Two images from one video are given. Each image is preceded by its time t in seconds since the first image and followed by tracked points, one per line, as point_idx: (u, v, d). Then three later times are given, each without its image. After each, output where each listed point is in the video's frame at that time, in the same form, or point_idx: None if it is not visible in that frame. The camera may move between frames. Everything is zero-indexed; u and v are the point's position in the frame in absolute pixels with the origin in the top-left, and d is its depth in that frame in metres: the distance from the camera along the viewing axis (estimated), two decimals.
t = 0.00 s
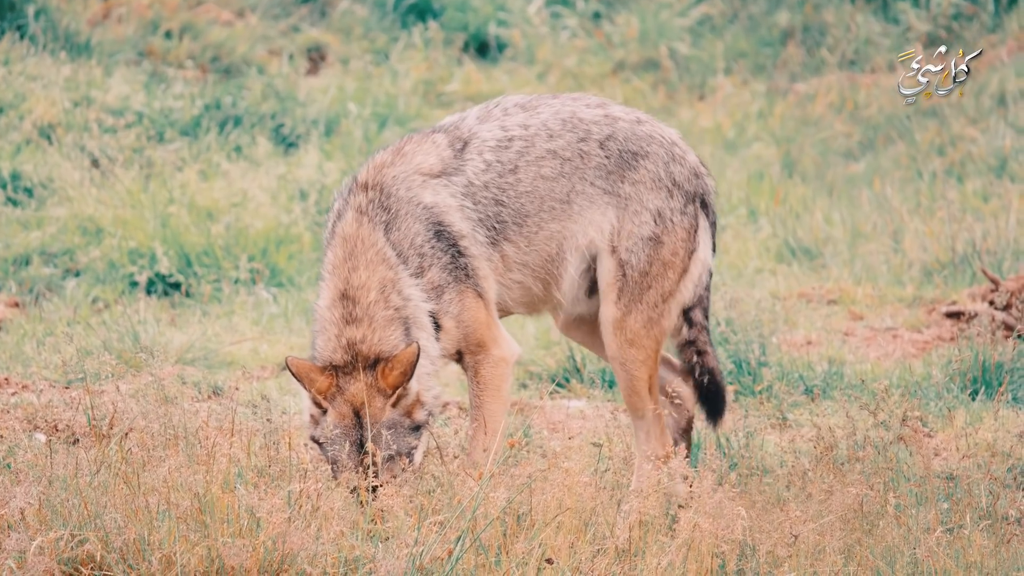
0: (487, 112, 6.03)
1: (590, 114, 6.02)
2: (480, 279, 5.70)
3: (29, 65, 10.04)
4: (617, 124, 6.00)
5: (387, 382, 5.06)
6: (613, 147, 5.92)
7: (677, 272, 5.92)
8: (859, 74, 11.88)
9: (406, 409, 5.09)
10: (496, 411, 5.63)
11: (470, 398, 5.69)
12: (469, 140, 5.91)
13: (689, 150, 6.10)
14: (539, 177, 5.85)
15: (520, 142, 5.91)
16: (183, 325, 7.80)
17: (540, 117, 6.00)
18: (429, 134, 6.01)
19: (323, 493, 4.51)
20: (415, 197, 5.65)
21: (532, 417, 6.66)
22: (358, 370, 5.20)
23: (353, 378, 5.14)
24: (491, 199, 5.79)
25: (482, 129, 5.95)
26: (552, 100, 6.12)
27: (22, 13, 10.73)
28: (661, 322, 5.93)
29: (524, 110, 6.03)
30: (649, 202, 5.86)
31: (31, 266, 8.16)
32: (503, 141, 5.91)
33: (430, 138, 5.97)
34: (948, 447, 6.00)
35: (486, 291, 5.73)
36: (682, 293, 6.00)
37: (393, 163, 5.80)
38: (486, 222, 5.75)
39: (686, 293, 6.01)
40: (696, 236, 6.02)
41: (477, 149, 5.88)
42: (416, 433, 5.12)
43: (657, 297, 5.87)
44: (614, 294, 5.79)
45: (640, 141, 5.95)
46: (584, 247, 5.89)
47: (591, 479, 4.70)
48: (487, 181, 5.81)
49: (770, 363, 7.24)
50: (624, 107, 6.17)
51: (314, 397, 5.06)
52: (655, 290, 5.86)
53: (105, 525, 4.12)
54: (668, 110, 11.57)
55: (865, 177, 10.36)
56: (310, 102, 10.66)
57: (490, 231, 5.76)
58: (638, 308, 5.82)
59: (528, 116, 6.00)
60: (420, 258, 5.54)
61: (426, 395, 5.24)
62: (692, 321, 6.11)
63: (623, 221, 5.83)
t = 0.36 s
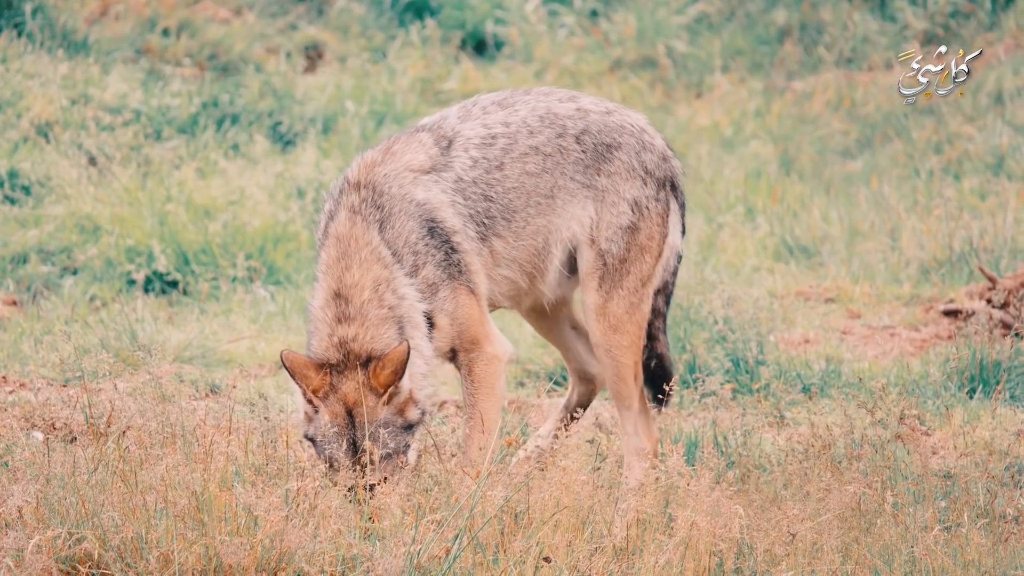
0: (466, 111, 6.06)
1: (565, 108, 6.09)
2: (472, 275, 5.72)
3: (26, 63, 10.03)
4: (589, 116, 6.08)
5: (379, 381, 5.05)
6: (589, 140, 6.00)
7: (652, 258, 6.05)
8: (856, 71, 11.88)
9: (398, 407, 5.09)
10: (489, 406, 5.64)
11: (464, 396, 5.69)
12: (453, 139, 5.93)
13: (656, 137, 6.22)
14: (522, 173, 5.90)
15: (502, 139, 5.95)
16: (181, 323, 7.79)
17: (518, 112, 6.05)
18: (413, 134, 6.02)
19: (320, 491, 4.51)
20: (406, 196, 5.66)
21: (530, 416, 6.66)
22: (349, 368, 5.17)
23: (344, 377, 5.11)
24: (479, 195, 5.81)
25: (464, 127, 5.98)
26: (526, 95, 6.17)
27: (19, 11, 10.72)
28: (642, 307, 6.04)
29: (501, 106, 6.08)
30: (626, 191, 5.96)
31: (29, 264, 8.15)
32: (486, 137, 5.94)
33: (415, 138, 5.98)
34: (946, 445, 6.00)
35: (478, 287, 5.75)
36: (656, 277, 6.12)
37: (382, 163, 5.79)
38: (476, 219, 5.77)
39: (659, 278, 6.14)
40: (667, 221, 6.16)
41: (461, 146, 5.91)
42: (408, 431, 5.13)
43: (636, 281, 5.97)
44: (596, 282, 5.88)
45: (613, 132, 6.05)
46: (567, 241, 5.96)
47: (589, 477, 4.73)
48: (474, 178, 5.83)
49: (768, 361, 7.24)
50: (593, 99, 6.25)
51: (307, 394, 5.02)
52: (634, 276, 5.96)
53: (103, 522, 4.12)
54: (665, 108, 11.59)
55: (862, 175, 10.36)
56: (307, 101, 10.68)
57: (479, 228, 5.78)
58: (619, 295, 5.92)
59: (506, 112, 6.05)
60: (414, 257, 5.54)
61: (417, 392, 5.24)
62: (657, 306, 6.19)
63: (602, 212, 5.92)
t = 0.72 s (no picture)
0: (451, 113, 6.19)
1: (537, 110, 6.31)
2: (470, 274, 5.75)
3: (24, 64, 10.02)
4: (558, 117, 6.33)
5: (391, 373, 5.07)
6: (562, 140, 6.24)
7: (620, 252, 6.32)
8: (854, 73, 11.89)
9: (409, 400, 5.10)
10: (486, 407, 5.63)
11: (462, 397, 5.68)
12: (446, 138, 6.04)
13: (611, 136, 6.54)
14: (510, 172, 6.04)
15: (489, 139, 6.10)
16: (179, 325, 7.79)
17: (498, 114, 6.22)
18: (406, 134, 6.06)
19: (318, 493, 4.51)
20: (410, 193, 5.69)
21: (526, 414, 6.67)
22: (358, 360, 5.19)
23: (356, 368, 5.14)
24: (474, 194, 5.90)
25: (452, 127, 6.10)
26: (499, 98, 6.37)
27: (17, 12, 10.71)
28: (614, 301, 6.30)
29: (481, 108, 6.24)
30: (597, 188, 6.23)
31: (26, 265, 8.15)
32: (474, 138, 6.08)
33: (409, 137, 6.03)
34: (944, 447, 6.00)
35: (474, 286, 5.78)
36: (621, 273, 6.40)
37: (383, 160, 5.81)
38: (473, 216, 5.84)
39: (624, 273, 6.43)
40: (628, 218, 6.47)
41: (452, 146, 6.01)
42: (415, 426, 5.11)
43: (609, 275, 6.23)
44: (573, 276, 6.10)
45: (580, 132, 6.32)
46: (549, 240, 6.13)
47: (587, 478, 4.72)
48: (468, 177, 5.92)
49: (766, 362, 7.24)
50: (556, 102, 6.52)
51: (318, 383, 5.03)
52: (607, 271, 6.22)
53: (101, 524, 4.12)
54: (663, 110, 11.61)
55: (860, 176, 10.37)
56: (305, 102, 10.68)
57: (475, 226, 5.85)
58: (595, 289, 6.15)
59: (487, 114, 6.21)
60: (420, 253, 5.54)
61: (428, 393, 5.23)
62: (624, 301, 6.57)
63: (578, 209, 6.15)
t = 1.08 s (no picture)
0: (430, 113, 6.22)
1: (507, 106, 6.42)
2: (470, 273, 5.79)
3: (23, 65, 10.02)
4: (527, 111, 6.46)
5: (395, 371, 5.09)
6: (535, 133, 6.37)
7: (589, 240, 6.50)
8: (853, 74, 11.90)
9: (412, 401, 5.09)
10: (487, 410, 5.63)
11: (463, 401, 5.68)
12: (435, 137, 6.06)
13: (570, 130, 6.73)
14: (495, 168, 6.12)
15: (471, 136, 6.16)
16: (177, 327, 7.78)
17: (474, 111, 6.30)
18: (398, 134, 6.03)
19: (316, 494, 4.50)
20: (414, 193, 5.69)
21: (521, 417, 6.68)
22: (367, 359, 5.20)
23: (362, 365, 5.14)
24: (467, 192, 5.94)
25: (436, 126, 6.13)
26: (470, 96, 6.44)
27: (16, 13, 10.71)
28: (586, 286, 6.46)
29: (455, 106, 6.30)
30: (569, 179, 6.40)
31: (24, 267, 8.15)
32: (458, 135, 6.13)
33: (400, 137, 6.01)
34: (942, 449, 6.00)
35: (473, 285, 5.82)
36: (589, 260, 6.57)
37: (384, 161, 5.79)
38: (470, 215, 5.89)
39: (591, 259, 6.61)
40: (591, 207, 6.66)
41: (441, 144, 6.03)
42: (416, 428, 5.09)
43: (583, 261, 6.40)
44: (551, 263, 6.23)
45: (548, 125, 6.47)
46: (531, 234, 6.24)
47: (585, 479, 4.72)
48: (461, 175, 5.96)
49: (765, 364, 7.23)
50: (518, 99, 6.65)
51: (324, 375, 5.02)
52: (581, 258, 6.39)
53: (99, 527, 4.12)
54: (661, 112, 11.63)
55: (859, 178, 10.38)
56: (303, 103, 10.68)
57: (471, 223, 5.89)
58: (571, 274, 6.30)
59: (463, 111, 6.28)
60: (429, 252, 5.55)
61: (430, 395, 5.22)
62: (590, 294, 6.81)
63: (554, 200, 6.30)
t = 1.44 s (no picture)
0: (424, 118, 6.21)
1: (498, 109, 6.46)
2: (469, 280, 5.81)
3: (22, 67, 10.02)
4: (516, 114, 6.52)
5: (397, 378, 5.11)
6: (525, 137, 6.43)
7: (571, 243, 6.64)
8: (852, 76, 11.91)
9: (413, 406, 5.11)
10: (487, 413, 5.63)
11: (462, 405, 5.68)
12: (431, 143, 6.05)
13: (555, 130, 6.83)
14: (489, 174, 6.15)
15: (467, 141, 6.17)
16: (176, 328, 7.78)
17: (467, 116, 6.31)
18: (396, 141, 6.00)
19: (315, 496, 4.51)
20: (415, 201, 5.68)
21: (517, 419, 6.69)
22: (371, 366, 5.22)
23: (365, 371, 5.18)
24: (464, 198, 5.95)
25: (432, 132, 6.12)
26: (461, 100, 6.46)
27: (15, 14, 10.71)
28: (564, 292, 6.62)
29: (449, 111, 6.31)
30: (555, 182, 6.51)
31: (24, 269, 8.15)
32: (453, 141, 6.13)
33: (397, 144, 5.99)
34: (941, 450, 6.00)
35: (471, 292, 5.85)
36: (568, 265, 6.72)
37: (382, 169, 5.76)
38: (468, 222, 5.91)
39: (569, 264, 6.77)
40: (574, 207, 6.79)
41: (438, 150, 6.02)
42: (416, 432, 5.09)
43: (563, 267, 6.55)
44: (538, 271, 6.35)
45: (536, 127, 6.55)
46: (522, 240, 6.31)
47: (585, 481, 4.73)
48: (457, 181, 5.97)
49: (764, 365, 7.23)
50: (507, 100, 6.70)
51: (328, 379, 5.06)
52: (562, 264, 6.53)
53: (98, 528, 4.11)
54: (661, 113, 11.64)
55: (858, 180, 10.38)
56: (303, 105, 10.69)
57: (468, 230, 5.91)
58: (552, 282, 6.45)
59: (457, 115, 6.29)
60: (430, 260, 5.56)
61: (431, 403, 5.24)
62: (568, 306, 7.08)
63: (542, 204, 6.40)
